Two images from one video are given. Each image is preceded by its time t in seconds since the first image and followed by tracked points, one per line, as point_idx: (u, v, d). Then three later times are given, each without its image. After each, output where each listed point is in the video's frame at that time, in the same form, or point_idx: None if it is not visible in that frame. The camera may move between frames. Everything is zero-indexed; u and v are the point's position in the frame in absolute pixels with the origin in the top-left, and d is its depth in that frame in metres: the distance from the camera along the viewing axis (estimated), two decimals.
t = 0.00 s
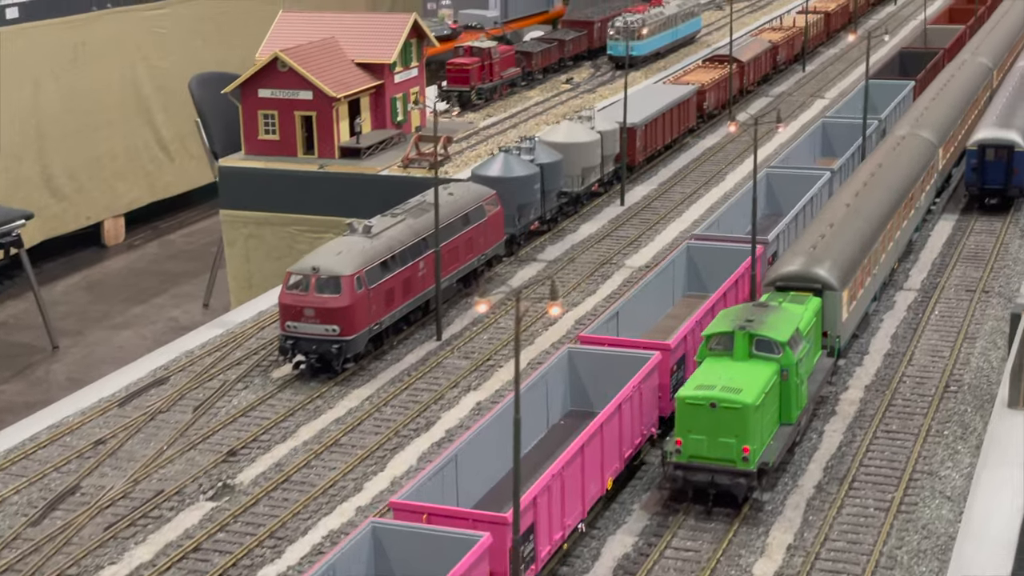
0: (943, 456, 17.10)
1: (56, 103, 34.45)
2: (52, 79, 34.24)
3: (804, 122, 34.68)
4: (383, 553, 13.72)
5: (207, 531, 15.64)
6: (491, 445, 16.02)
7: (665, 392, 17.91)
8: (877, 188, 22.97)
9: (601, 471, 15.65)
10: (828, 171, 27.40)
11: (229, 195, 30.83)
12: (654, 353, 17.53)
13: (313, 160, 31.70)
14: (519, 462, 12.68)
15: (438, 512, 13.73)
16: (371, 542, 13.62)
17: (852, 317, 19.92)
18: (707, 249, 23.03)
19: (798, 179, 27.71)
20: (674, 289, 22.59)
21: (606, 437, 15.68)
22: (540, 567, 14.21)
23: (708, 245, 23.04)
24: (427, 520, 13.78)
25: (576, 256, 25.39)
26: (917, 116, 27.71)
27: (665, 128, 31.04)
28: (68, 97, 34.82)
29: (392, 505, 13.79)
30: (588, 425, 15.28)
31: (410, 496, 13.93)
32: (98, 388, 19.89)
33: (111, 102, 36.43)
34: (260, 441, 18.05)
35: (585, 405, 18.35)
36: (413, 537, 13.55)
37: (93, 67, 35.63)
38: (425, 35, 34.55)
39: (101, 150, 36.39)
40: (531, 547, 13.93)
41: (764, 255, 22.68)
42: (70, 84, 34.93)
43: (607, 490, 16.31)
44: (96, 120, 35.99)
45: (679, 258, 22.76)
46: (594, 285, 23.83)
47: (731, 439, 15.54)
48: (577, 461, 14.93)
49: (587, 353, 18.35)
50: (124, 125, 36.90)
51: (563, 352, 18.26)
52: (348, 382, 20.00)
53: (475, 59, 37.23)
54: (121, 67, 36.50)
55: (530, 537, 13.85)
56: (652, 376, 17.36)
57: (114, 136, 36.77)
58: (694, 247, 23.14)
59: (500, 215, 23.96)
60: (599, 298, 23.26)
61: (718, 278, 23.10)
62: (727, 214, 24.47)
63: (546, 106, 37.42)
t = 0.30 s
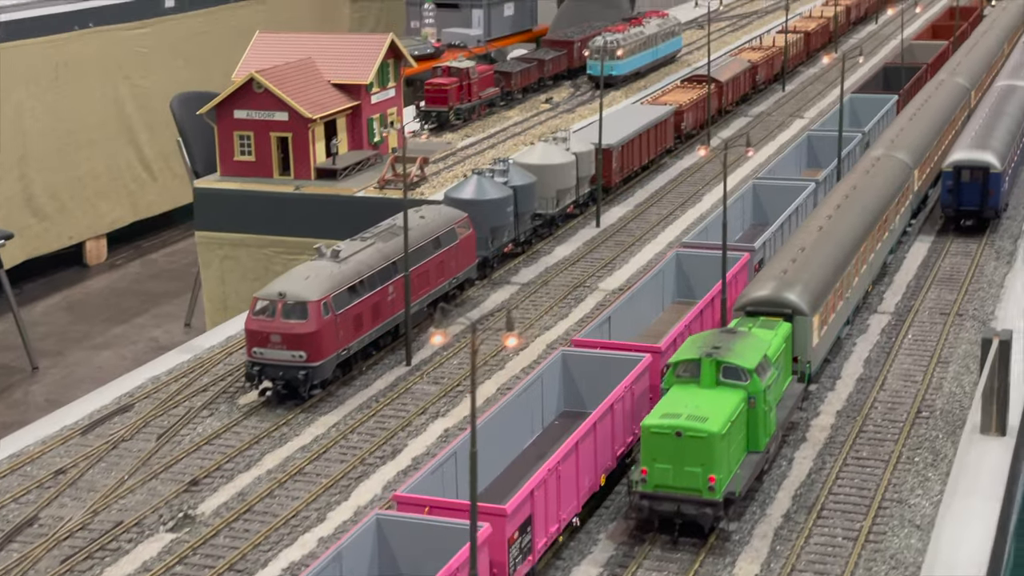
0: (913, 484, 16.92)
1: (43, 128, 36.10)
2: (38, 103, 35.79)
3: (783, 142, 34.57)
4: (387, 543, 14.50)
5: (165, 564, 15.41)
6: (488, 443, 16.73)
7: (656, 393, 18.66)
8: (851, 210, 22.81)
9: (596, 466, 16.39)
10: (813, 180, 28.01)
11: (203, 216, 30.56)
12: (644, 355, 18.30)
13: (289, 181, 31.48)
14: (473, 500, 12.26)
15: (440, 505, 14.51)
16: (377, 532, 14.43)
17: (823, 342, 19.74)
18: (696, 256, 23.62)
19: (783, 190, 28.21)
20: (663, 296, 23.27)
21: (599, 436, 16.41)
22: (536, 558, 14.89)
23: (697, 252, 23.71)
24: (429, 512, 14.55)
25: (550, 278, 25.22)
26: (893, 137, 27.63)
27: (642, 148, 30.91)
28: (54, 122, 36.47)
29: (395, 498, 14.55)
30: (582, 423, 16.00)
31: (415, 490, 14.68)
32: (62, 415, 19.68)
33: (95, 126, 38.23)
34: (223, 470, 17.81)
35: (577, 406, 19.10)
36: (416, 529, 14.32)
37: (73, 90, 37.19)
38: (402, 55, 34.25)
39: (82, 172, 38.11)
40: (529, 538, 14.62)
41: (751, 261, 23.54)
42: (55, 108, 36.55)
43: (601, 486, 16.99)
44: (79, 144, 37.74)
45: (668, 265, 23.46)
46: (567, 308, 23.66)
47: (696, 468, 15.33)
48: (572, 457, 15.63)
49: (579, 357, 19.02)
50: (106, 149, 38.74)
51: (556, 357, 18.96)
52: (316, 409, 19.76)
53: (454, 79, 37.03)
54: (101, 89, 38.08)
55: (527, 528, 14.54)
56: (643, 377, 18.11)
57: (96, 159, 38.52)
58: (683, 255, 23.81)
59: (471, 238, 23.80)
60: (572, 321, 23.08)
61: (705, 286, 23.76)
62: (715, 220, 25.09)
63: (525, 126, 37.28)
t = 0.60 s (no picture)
0: (886, 515, 16.83)
1: (25, 153, 36.42)
2: (19, 129, 36.10)
3: (762, 166, 34.57)
4: (398, 539, 15.14)
5: None
6: (491, 446, 17.46)
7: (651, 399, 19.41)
8: (826, 237, 22.79)
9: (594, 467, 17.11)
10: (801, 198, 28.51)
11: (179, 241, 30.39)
12: (639, 363, 19.06)
13: (266, 207, 31.19)
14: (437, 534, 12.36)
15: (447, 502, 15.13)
16: (387, 529, 15.06)
17: (797, 371, 19.66)
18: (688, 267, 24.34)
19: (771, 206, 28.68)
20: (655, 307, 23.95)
21: (597, 438, 17.16)
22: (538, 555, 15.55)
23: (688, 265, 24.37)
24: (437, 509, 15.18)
25: (526, 306, 25.14)
26: (869, 163, 27.67)
27: (620, 173, 30.89)
28: (36, 147, 36.83)
29: (405, 496, 15.20)
30: (580, 428, 16.72)
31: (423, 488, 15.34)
32: (31, 446, 19.51)
33: (77, 150, 38.53)
34: (192, 503, 17.64)
35: (574, 412, 19.79)
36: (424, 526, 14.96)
37: (55, 113, 37.39)
38: (381, 80, 34.03)
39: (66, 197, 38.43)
40: (532, 536, 15.30)
41: (741, 273, 24.35)
42: (37, 134, 36.85)
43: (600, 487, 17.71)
44: (62, 169, 38.06)
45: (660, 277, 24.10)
46: (542, 335, 23.56)
47: (667, 501, 15.21)
48: (572, 458, 16.36)
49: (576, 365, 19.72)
50: (89, 173, 39.09)
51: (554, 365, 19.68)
52: (287, 440, 19.59)
53: (433, 103, 36.92)
54: (84, 115, 38.40)
55: (530, 525, 15.22)
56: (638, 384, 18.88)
57: (79, 183, 38.85)
58: (674, 267, 24.45)
59: (447, 266, 23.71)
60: (547, 349, 22.97)
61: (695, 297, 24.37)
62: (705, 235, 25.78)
63: (504, 150, 37.22)
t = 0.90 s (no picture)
0: (860, 547, 16.77)
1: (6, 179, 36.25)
2: None
3: (739, 191, 34.61)
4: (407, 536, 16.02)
5: None
6: (494, 449, 18.29)
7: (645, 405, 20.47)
8: (801, 265, 22.82)
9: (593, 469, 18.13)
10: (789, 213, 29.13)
11: (156, 268, 30.22)
12: (634, 370, 20.07)
13: (243, 234, 31.01)
14: None
15: (454, 501, 15.97)
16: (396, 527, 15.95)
17: (771, 401, 19.61)
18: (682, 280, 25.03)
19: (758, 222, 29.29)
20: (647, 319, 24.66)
21: (594, 442, 18.20)
22: (540, 551, 16.56)
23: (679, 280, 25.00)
24: (443, 508, 16.01)
25: (502, 333, 25.08)
26: (845, 190, 27.72)
27: (597, 200, 30.89)
28: (16, 172, 36.66)
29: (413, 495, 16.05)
30: (579, 432, 17.75)
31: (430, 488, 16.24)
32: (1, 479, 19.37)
33: (58, 176, 38.40)
34: (162, 537, 17.50)
35: (571, 418, 20.61)
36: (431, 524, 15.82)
37: (35, 138, 37.26)
38: (359, 106, 33.74)
39: (47, 222, 38.28)
40: (534, 534, 16.30)
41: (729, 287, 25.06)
42: (17, 159, 36.68)
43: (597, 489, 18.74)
44: (43, 195, 37.91)
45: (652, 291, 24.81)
46: (518, 363, 23.50)
47: (639, 534, 15.12)
48: (571, 461, 17.34)
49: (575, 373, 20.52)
50: (69, 197, 38.96)
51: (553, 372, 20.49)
52: (259, 471, 19.47)
53: (411, 129, 36.88)
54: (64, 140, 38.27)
55: (532, 524, 16.18)
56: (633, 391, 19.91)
57: (60, 208, 38.72)
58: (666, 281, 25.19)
59: (422, 294, 23.66)
60: (523, 378, 22.89)
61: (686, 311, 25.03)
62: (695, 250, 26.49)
63: (482, 175, 37.18)
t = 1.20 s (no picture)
0: (834, 572, 16.68)
1: None
2: None
3: (716, 214, 34.60)
4: (416, 529, 17.02)
5: None
6: (496, 449, 19.42)
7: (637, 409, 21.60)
8: (776, 288, 22.83)
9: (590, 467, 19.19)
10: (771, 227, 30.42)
11: (129, 292, 29.91)
12: (627, 375, 21.25)
13: (218, 257, 30.74)
14: None
15: (460, 496, 16.99)
16: (406, 520, 16.96)
17: (746, 426, 19.55)
18: (668, 290, 26.37)
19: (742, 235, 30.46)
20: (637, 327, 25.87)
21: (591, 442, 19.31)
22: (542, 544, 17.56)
23: (667, 288, 26.29)
24: (450, 503, 17.05)
25: (478, 357, 24.97)
26: (820, 212, 27.77)
27: (573, 223, 30.86)
28: None
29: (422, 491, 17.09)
30: (577, 432, 18.82)
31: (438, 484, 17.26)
32: None
33: (35, 199, 38.19)
34: (131, 566, 17.33)
35: (567, 422, 21.83)
36: (440, 518, 16.85)
37: (11, 161, 37.08)
38: (335, 129, 33.47)
39: (24, 245, 38.03)
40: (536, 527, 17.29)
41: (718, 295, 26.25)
42: None
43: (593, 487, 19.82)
44: (20, 217, 37.68)
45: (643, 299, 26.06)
46: (493, 388, 23.40)
47: (612, 561, 15.01)
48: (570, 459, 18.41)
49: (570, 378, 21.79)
50: (46, 220, 38.73)
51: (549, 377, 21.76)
52: (230, 499, 19.30)
53: (388, 152, 36.76)
54: (41, 163, 38.08)
55: (535, 518, 17.17)
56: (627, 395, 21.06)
57: (37, 231, 38.48)
58: (655, 291, 26.45)
59: (396, 318, 23.59)
60: (498, 402, 22.78)
61: (676, 319, 26.27)
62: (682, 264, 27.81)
63: (460, 198, 37.12)
